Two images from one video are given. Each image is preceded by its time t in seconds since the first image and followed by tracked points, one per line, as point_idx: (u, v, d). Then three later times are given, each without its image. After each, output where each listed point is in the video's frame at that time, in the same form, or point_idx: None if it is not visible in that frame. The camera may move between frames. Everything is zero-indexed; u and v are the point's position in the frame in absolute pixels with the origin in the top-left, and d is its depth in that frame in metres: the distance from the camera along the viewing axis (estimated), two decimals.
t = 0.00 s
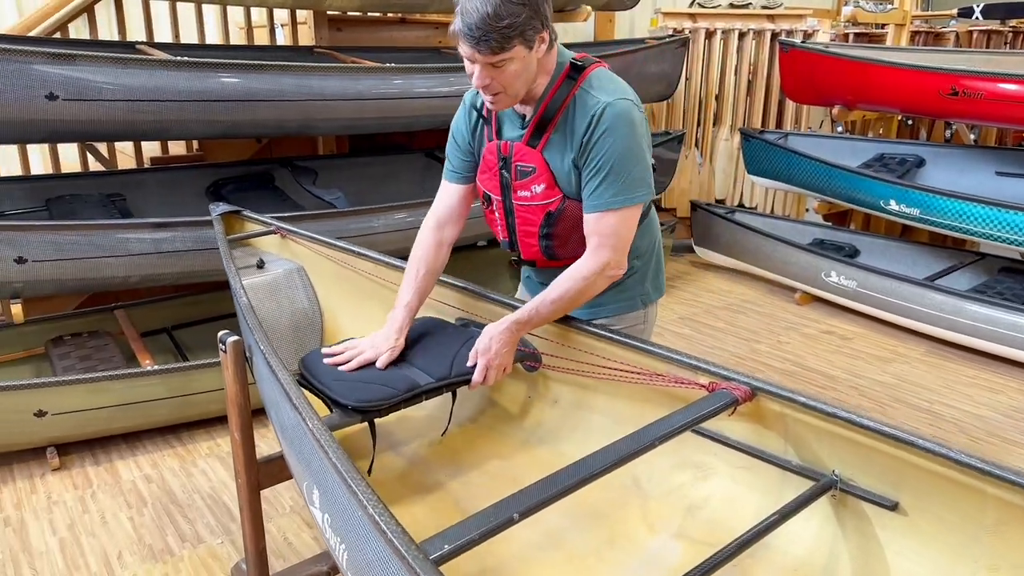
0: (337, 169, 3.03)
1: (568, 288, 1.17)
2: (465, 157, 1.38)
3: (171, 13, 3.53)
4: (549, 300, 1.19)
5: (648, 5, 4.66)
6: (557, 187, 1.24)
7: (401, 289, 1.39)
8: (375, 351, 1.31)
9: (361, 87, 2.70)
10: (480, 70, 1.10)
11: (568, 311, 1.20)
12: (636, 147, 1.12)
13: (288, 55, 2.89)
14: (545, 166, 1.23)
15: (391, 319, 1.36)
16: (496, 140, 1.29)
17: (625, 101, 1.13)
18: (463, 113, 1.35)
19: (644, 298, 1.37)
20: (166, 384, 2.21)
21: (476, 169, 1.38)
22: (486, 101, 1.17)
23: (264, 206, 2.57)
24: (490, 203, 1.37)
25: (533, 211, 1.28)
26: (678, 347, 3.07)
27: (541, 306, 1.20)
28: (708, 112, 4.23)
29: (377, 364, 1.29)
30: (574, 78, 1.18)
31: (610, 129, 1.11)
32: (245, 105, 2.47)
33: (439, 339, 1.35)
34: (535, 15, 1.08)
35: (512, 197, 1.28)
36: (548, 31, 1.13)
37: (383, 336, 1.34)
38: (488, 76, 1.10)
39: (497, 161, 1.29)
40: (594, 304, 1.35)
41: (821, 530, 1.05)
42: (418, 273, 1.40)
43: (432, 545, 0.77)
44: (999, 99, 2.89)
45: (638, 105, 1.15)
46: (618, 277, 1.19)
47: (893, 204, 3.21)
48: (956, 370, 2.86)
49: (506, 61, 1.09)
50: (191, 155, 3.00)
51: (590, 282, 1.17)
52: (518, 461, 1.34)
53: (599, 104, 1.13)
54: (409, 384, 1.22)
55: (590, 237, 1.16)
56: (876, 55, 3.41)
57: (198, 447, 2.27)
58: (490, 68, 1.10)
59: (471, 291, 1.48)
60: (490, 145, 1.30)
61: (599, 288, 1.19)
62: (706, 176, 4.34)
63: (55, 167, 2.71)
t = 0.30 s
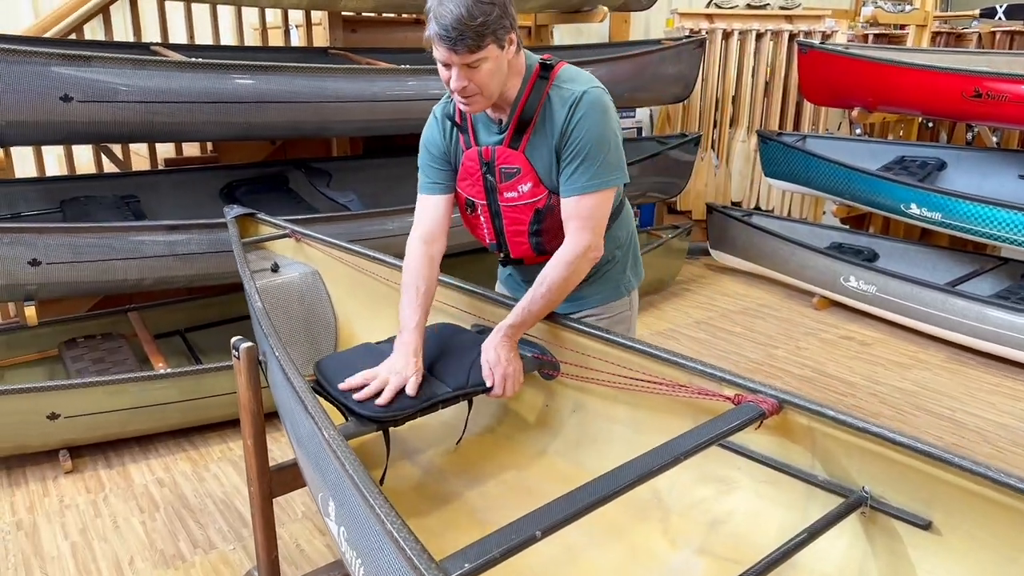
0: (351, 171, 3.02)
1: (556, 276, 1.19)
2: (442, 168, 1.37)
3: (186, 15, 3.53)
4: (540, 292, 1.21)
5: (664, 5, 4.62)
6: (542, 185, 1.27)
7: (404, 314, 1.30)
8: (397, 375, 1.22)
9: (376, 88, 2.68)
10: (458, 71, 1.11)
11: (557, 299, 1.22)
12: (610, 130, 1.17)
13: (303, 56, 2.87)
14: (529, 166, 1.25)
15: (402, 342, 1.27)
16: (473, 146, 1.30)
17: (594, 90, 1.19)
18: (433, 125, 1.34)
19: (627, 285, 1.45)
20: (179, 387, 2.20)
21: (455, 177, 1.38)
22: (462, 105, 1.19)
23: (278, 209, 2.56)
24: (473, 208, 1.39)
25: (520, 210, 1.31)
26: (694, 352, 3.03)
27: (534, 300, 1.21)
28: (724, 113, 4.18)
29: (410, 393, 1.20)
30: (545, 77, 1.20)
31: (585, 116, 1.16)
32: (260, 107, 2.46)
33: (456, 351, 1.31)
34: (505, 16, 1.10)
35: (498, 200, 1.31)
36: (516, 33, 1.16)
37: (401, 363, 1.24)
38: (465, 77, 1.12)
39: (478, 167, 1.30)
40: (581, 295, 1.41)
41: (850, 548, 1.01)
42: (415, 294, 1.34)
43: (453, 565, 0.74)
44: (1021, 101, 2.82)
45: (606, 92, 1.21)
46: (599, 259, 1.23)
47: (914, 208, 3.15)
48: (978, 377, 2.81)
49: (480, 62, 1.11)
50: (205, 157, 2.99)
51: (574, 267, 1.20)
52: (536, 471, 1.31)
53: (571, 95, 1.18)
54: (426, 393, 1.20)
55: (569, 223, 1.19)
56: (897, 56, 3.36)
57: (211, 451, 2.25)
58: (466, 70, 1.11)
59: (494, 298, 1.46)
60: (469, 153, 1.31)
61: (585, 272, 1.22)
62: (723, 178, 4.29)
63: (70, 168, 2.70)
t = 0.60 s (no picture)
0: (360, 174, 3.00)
1: (555, 279, 1.21)
2: (442, 176, 1.37)
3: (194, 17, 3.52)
4: (543, 299, 1.22)
5: (673, 6, 4.59)
6: (540, 183, 1.27)
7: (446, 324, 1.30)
8: (461, 376, 1.20)
9: (387, 91, 2.66)
10: (452, 59, 1.12)
11: (558, 300, 1.23)
12: (601, 123, 1.17)
13: (313, 58, 2.86)
14: (526, 165, 1.25)
15: (450, 348, 1.27)
16: (469, 150, 1.30)
17: (582, 84, 1.19)
18: (428, 134, 1.34)
19: (627, 280, 1.47)
20: (187, 393, 2.18)
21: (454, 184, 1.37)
22: (460, 104, 1.18)
23: (287, 212, 2.54)
24: (473, 214, 1.38)
25: (519, 210, 1.31)
26: (705, 357, 3.01)
27: (539, 309, 1.22)
28: (733, 115, 4.16)
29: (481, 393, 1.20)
30: (534, 77, 1.21)
31: (576, 110, 1.16)
32: (270, 110, 2.45)
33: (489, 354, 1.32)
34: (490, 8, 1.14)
35: (497, 203, 1.30)
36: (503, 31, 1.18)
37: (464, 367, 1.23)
38: (459, 67, 1.13)
39: (475, 171, 1.30)
40: (581, 296, 1.43)
41: (878, 567, 0.98)
42: (447, 303, 1.34)
43: None
44: None
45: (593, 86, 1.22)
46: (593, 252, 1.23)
47: (928, 212, 3.12)
48: (993, 383, 2.78)
49: (473, 48, 1.12)
50: (212, 159, 2.97)
51: (570, 265, 1.20)
52: (552, 483, 1.29)
53: (561, 92, 1.18)
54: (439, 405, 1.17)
55: (562, 222, 1.20)
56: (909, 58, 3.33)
57: (219, 457, 2.24)
58: (460, 59, 1.12)
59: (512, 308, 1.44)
60: (466, 158, 1.30)
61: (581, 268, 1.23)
62: (732, 181, 4.27)
63: (78, 171, 2.69)
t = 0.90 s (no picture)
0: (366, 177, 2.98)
1: (564, 281, 1.18)
2: (443, 168, 1.37)
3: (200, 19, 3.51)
4: (553, 303, 1.20)
5: (679, 8, 4.58)
6: (544, 182, 1.25)
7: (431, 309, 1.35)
8: (439, 363, 1.26)
9: (394, 94, 2.64)
10: (478, 23, 1.14)
11: (569, 304, 1.20)
12: (610, 126, 1.16)
13: (320, 61, 2.84)
14: (530, 163, 1.24)
15: (433, 334, 1.33)
16: (474, 144, 1.29)
17: (592, 84, 1.18)
18: (434, 126, 1.34)
19: (629, 287, 1.46)
20: (194, 398, 2.16)
21: (457, 178, 1.36)
22: (483, 80, 1.18)
23: (294, 215, 2.53)
24: (474, 209, 1.37)
25: (521, 208, 1.29)
26: (714, 361, 2.98)
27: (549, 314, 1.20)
28: (740, 118, 4.14)
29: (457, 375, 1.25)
30: (544, 74, 1.20)
31: (585, 110, 1.15)
32: (277, 114, 2.43)
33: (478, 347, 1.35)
34: None
35: (499, 197, 1.29)
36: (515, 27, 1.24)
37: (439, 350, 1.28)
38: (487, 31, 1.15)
39: (479, 166, 1.29)
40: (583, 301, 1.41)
41: None
42: (434, 289, 1.38)
43: None
44: None
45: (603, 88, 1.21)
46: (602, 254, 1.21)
47: (939, 215, 3.10)
48: (1005, 389, 2.75)
49: (497, 17, 1.16)
50: (218, 162, 2.96)
51: (580, 268, 1.18)
52: (567, 493, 1.27)
53: (571, 92, 1.17)
54: (457, 412, 1.15)
55: (570, 224, 1.18)
56: (916, 60, 3.31)
57: (225, 463, 2.21)
58: (485, 25, 1.15)
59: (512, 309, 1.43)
60: (470, 152, 1.29)
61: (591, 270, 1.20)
62: (738, 183, 4.25)
63: (83, 174, 2.67)
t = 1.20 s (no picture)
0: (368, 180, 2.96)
1: (576, 277, 1.18)
2: (447, 166, 1.37)
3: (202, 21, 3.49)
4: (564, 297, 1.19)
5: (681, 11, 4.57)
6: (553, 184, 1.24)
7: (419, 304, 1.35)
8: (427, 361, 1.24)
9: (398, 97, 2.63)
10: (487, 17, 1.14)
11: (579, 302, 1.19)
12: (621, 127, 1.15)
13: (323, 64, 2.83)
14: (539, 163, 1.23)
15: (422, 330, 1.30)
16: (481, 144, 1.27)
17: (604, 85, 1.17)
18: (441, 122, 1.33)
19: (634, 294, 1.43)
20: (197, 405, 2.13)
21: (464, 178, 1.33)
22: (487, 74, 1.16)
23: (297, 219, 2.51)
24: (480, 210, 1.35)
25: (528, 209, 1.28)
26: (719, 365, 2.96)
27: (558, 307, 1.19)
28: (743, 121, 4.12)
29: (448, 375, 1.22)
30: (555, 74, 1.20)
31: (596, 111, 1.14)
32: (281, 117, 2.41)
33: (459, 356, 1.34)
34: None
35: (507, 198, 1.28)
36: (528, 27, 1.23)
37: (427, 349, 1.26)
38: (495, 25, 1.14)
39: (487, 166, 1.27)
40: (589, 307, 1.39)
41: None
42: (426, 285, 1.37)
43: None
44: None
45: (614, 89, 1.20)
46: (620, 257, 1.20)
47: (945, 219, 3.08)
48: (1012, 394, 2.73)
49: (507, 13, 1.15)
50: (220, 166, 2.94)
51: (593, 266, 1.17)
52: (580, 504, 1.25)
53: (581, 92, 1.16)
54: (467, 422, 1.13)
55: (587, 221, 1.17)
56: (922, 63, 3.30)
57: (228, 469, 2.19)
58: (494, 19, 1.14)
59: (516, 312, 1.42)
60: (478, 152, 1.28)
61: (606, 272, 1.19)
62: (741, 187, 4.23)
63: (84, 177, 2.64)
